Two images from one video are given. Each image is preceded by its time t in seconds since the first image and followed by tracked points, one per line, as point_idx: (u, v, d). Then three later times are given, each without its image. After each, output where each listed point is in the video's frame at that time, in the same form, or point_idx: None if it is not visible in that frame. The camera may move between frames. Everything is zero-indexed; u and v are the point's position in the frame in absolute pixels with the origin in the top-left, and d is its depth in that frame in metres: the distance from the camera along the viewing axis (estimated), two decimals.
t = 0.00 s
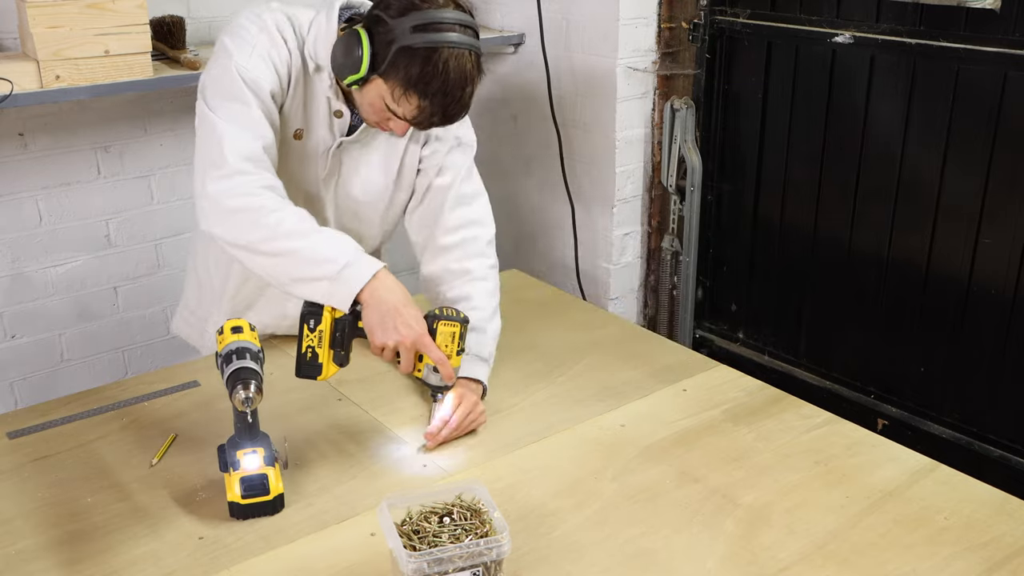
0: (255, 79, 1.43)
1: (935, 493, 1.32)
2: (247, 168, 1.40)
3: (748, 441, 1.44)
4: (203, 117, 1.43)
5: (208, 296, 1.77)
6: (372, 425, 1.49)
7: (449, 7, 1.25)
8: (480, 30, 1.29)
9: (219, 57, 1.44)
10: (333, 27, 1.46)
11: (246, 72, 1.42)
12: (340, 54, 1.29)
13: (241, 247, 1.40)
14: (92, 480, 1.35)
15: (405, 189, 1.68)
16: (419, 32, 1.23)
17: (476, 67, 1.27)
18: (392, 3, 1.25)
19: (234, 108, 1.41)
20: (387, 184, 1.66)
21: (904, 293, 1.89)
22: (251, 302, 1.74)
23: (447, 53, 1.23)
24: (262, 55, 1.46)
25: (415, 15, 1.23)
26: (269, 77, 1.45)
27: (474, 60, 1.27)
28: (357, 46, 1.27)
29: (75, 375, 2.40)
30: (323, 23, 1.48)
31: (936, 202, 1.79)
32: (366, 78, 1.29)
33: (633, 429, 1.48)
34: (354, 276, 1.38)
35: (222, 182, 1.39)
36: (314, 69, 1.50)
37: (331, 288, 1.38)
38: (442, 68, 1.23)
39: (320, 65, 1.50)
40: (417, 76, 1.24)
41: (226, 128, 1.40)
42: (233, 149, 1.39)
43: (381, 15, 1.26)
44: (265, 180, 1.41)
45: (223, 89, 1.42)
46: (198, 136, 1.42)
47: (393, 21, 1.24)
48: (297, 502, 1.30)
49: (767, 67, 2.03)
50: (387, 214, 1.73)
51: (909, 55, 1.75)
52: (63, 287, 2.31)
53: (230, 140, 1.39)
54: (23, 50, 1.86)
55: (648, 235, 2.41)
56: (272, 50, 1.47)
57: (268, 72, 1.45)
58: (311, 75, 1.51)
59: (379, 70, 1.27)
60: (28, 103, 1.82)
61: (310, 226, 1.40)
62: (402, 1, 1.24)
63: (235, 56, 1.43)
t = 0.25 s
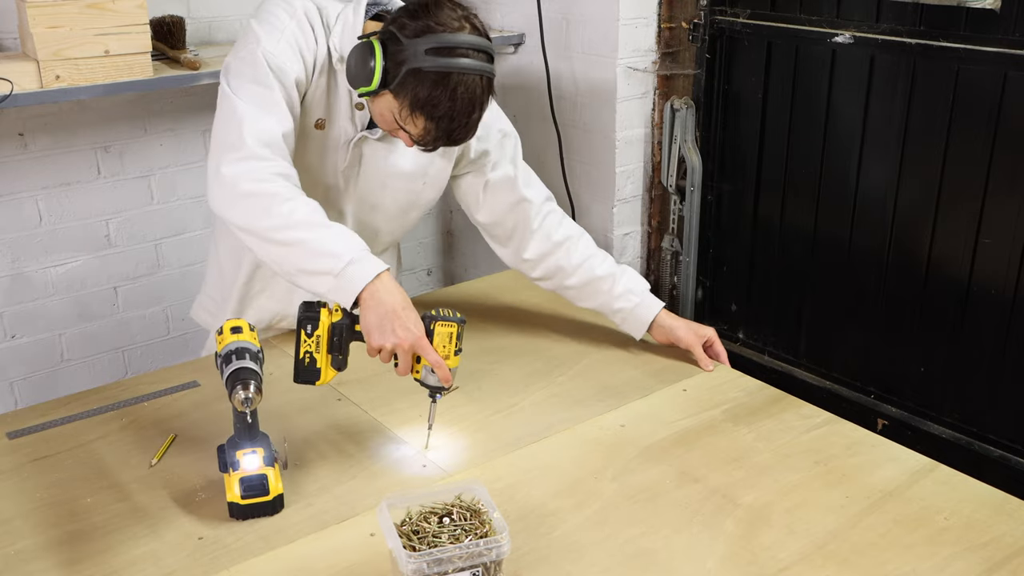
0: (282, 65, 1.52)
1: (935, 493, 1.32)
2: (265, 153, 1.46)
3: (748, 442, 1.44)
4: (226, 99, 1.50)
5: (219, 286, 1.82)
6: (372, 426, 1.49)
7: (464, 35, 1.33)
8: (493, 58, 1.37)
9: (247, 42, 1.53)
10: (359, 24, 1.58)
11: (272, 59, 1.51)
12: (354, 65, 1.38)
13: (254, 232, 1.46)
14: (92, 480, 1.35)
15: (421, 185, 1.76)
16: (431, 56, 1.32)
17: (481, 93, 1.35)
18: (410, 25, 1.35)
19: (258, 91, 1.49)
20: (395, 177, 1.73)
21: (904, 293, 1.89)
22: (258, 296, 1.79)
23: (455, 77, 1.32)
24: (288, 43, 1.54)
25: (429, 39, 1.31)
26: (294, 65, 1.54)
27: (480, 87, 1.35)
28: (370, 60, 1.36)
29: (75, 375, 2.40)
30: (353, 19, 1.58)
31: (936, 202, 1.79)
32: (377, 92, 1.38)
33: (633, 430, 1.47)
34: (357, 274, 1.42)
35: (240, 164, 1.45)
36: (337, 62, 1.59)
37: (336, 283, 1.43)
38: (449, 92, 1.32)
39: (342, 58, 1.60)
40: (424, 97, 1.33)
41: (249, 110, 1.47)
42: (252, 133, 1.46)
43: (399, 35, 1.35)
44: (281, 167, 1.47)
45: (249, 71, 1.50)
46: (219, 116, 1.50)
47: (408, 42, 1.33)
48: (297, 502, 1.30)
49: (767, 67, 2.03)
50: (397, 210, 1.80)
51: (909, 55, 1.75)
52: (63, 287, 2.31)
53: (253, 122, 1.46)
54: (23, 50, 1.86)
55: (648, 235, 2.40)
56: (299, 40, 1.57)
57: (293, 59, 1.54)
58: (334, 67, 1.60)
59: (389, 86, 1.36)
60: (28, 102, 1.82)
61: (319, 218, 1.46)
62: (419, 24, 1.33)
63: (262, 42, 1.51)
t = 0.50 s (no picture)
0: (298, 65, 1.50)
1: (935, 493, 1.32)
2: (276, 156, 1.45)
3: (748, 442, 1.44)
4: (239, 96, 1.49)
5: (216, 284, 1.82)
6: (372, 426, 1.49)
7: (479, 61, 1.34)
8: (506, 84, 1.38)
9: (264, 39, 1.52)
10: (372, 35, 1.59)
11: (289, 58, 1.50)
12: (367, 82, 1.38)
13: (256, 236, 1.45)
14: (92, 480, 1.35)
15: (422, 192, 1.76)
16: (446, 81, 1.32)
17: (493, 119, 1.36)
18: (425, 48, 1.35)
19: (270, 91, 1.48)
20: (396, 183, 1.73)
21: (904, 293, 1.89)
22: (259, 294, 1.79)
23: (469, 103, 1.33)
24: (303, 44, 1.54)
25: (445, 63, 1.32)
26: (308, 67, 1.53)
27: (493, 113, 1.36)
28: (384, 78, 1.36)
29: (76, 375, 2.40)
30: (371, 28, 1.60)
31: (936, 203, 1.79)
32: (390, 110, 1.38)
33: (633, 430, 1.47)
34: (357, 290, 1.42)
35: (248, 164, 1.44)
36: (352, 66, 1.59)
37: (334, 298, 1.43)
38: (462, 118, 1.33)
39: (357, 63, 1.59)
40: (438, 120, 1.34)
41: (260, 109, 1.46)
42: (264, 134, 1.45)
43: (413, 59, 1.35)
44: (290, 171, 1.46)
45: (264, 70, 1.49)
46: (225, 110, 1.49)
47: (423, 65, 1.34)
48: (297, 502, 1.30)
49: (767, 67, 2.03)
50: (397, 214, 1.80)
51: (909, 55, 1.75)
52: (63, 287, 2.31)
53: (264, 121, 1.45)
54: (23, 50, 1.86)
55: (648, 235, 2.40)
56: (316, 41, 1.56)
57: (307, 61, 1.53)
58: (349, 70, 1.60)
59: (402, 107, 1.37)
60: (28, 103, 1.82)
61: (325, 229, 1.45)
62: (435, 49, 1.34)
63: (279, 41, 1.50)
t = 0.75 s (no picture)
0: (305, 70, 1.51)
1: (935, 493, 1.32)
2: (276, 162, 1.45)
3: (748, 442, 1.44)
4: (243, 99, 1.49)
5: (216, 284, 1.82)
6: (373, 426, 1.49)
7: (486, 69, 1.36)
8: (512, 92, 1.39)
9: (271, 41, 1.52)
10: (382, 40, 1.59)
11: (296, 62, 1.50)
12: (374, 87, 1.39)
13: (252, 243, 1.45)
14: (92, 480, 1.35)
15: (425, 196, 1.76)
16: (453, 88, 1.34)
17: (499, 127, 1.38)
18: (433, 56, 1.36)
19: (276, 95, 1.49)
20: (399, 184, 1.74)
21: (905, 293, 1.89)
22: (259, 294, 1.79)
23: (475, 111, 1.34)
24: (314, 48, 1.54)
25: (453, 71, 1.33)
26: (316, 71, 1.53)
27: (499, 121, 1.37)
28: (392, 83, 1.37)
29: (76, 375, 2.40)
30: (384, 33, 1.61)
31: (936, 203, 1.78)
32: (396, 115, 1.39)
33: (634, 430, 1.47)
34: (345, 304, 1.42)
35: (246, 171, 1.44)
36: (359, 69, 1.59)
37: (324, 310, 1.43)
38: (469, 124, 1.35)
39: (364, 66, 1.59)
40: (445, 127, 1.35)
41: (262, 115, 1.46)
42: (265, 140, 1.45)
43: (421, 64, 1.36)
44: (289, 178, 1.46)
45: (269, 73, 1.49)
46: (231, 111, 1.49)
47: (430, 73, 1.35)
48: (297, 502, 1.30)
49: (767, 67, 2.03)
50: (400, 216, 1.81)
51: (909, 55, 1.75)
52: (63, 287, 2.31)
53: (265, 127, 1.45)
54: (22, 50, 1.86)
55: (648, 235, 2.40)
56: (324, 45, 1.56)
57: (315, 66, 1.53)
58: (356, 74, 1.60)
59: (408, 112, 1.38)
60: (28, 103, 1.82)
61: (320, 240, 1.45)
62: (443, 56, 1.36)
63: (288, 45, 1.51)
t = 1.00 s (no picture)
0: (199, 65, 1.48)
1: (935, 493, 1.32)
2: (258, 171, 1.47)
3: (747, 442, 1.44)
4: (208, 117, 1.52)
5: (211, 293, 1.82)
6: (373, 426, 1.49)
7: (348, 30, 1.18)
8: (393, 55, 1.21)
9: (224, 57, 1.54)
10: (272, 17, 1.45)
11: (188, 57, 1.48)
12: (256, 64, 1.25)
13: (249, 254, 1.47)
14: (92, 480, 1.35)
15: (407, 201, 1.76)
16: (311, 54, 1.16)
17: (372, 90, 1.19)
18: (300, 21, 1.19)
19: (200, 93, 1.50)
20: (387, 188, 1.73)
21: (905, 293, 1.89)
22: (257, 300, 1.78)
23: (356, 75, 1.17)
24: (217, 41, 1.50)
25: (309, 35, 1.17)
26: (223, 64, 1.49)
27: (376, 84, 1.19)
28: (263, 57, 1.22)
29: (76, 375, 2.40)
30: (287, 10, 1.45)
31: (936, 203, 1.79)
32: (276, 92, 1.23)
33: (634, 430, 1.47)
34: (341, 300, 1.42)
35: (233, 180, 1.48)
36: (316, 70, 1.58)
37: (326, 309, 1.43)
38: (343, 89, 1.16)
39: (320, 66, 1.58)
40: (307, 93, 1.16)
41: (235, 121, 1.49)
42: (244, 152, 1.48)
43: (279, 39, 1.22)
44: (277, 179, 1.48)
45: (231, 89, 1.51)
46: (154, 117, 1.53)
47: (298, 38, 1.18)
48: (298, 502, 1.30)
49: (767, 67, 2.03)
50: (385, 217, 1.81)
51: (909, 55, 1.75)
52: (63, 287, 2.31)
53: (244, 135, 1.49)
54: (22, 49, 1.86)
55: (648, 235, 2.40)
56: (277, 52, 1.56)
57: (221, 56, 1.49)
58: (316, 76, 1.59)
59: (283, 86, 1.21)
60: (28, 102, 1.82)
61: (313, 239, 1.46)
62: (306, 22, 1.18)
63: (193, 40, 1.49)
